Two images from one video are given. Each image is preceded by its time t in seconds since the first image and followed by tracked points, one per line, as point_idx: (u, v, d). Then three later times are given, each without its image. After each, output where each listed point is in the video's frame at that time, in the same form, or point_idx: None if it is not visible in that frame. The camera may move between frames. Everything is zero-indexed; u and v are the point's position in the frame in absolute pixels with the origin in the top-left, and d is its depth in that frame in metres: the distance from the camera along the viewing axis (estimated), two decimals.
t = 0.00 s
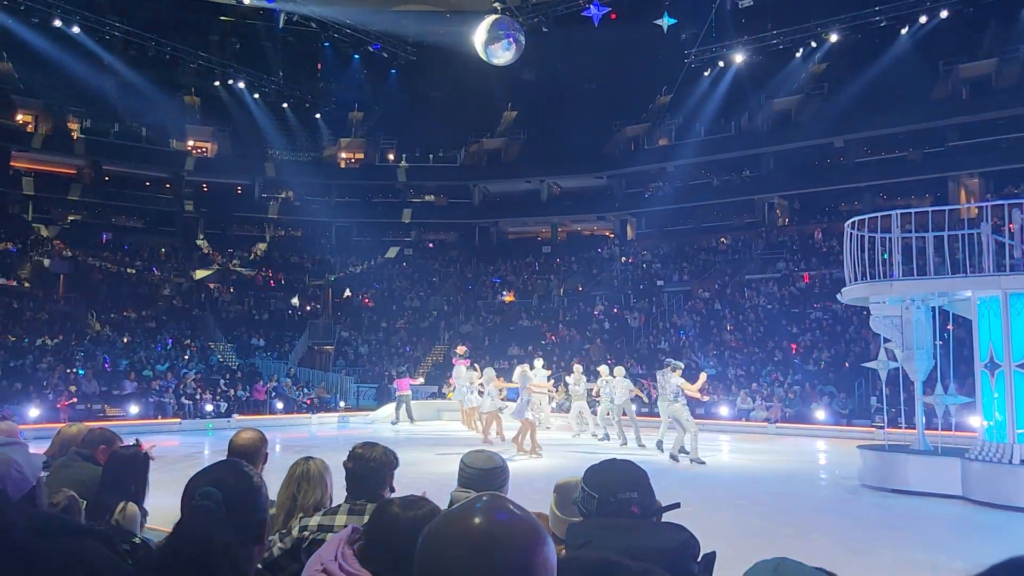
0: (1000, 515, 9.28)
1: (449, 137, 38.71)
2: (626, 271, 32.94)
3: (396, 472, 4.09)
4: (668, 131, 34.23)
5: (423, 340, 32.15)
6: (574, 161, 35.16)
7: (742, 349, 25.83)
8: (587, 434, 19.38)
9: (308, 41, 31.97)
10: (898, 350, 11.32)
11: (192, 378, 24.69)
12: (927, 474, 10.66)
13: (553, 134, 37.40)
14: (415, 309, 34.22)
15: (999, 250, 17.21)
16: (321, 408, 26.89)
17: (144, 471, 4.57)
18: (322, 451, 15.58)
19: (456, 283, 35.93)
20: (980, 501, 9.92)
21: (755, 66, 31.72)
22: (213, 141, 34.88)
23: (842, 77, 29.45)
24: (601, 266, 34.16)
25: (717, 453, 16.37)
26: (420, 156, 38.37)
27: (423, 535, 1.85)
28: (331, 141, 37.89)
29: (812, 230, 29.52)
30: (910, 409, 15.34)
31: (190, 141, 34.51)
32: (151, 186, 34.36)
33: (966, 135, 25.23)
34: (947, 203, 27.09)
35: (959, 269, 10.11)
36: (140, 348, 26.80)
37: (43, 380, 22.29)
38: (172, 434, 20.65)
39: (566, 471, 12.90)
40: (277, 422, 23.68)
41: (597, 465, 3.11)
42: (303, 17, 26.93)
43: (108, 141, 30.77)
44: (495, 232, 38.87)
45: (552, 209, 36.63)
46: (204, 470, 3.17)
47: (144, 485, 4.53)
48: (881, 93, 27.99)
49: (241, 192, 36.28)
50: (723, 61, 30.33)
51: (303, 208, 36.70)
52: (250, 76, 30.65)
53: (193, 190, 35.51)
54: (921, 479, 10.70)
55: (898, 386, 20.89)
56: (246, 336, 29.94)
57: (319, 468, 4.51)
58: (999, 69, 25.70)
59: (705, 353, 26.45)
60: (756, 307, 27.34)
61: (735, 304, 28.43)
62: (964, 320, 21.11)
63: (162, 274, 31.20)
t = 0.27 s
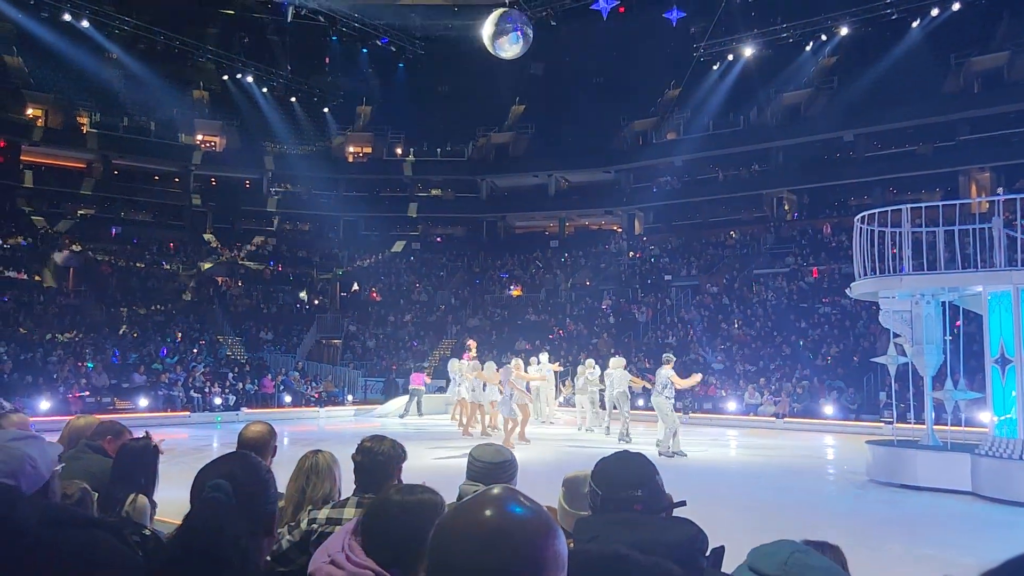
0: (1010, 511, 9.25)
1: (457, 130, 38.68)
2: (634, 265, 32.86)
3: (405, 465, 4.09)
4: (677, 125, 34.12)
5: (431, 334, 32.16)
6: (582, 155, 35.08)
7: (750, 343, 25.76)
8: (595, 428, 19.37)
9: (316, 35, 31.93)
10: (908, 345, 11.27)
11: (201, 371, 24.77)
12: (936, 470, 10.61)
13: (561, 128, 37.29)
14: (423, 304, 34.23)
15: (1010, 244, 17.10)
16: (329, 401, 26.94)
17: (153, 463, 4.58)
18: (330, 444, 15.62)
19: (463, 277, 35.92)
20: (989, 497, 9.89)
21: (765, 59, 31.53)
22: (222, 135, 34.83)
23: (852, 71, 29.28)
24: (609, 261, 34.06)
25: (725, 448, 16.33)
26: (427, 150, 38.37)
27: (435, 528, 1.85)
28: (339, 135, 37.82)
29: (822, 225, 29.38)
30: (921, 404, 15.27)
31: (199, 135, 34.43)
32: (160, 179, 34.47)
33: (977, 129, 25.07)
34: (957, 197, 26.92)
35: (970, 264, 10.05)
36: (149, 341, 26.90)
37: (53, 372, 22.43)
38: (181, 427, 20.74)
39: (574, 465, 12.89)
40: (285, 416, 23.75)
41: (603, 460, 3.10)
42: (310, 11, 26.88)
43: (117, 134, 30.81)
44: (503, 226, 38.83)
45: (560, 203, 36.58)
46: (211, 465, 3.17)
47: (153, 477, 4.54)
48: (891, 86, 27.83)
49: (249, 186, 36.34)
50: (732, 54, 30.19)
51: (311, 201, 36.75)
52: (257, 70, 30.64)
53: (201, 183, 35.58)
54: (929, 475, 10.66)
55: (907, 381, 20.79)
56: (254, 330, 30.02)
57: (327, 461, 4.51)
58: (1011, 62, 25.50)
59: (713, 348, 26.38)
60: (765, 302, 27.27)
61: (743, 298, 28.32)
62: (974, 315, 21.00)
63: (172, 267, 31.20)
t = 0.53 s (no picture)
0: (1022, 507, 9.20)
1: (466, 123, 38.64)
2: (643, 259, 32.76)
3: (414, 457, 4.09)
4: (687, 118, 33.99)
5: (440, 327, 32.18)
6: (591, 149, 34.98)
7: (760, 338, 25.67)
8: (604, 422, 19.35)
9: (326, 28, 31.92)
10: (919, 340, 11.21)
11: (212, 364, 24.88)
12: (946, 465, 10.57)
13: (571, 121, 37.18)
14: (432, 297, 34.25)
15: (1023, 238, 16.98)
16: (339, 394, 27.02)
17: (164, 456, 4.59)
18: (340, 436, 15.67)
19: (472, 271, 35.92)
20: (1001, 493, 9.85)
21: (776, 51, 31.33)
22: (233, 128, 34.16)
23: (864, 64, 29.09)
24: (619, 255, 33.95)
25: (734, 442, 16.31)
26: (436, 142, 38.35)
27: (448, 521, 1.84)
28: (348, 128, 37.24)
29: (832, 218, 29.25)
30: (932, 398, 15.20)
31: (209, 128, 33.90)
32: (170, 172, 34.56)
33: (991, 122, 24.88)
34: (970, 190, 26.74)
35: (982, 259, 9.97)
36: (160, 333, 27.03)
37: (65, 363, 22.59)
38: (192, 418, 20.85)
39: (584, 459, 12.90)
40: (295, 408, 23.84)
41: (613, 454, 3.08)
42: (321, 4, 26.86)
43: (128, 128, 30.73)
44: (512, 219, 38.78)
45: (569, 196, 36.53)
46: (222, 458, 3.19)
47: (165, 470, 4.55)
48: (904, 79, 27.64)
49: (259, 179, 36.42)
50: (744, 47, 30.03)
51: (320, 194, 36.79)
52: (268, 63, 30.65)
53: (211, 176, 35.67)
54: (940, 470, 10.61)
55: (918, 376, 20.70)
56: (265, 322, 30.12)
57: (337, 454, 4.52)
58: None
59: (722, 342, 26.32)
60: (775, 296, 27.18)
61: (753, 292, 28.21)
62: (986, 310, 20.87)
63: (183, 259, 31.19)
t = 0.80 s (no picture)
0: None
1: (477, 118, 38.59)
2: (654, 255, 32.64)
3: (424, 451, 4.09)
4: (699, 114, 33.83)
5: (450, 322, 32.18)
6: (602, 145, 34.88)
7: (772, 335, 25.57)
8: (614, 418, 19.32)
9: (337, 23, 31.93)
10: (932, 337, 11.14)
11: (223, 358, 24.99)
12: (958, 463, 10.50)
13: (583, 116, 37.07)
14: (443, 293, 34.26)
15: None
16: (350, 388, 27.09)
17: (176, 450, 4.61)
18: (351, 431, 15.71)
19: (483, 266, 35.90)
20: (1013, 492, 9.79)
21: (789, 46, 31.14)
22: (245, 123, 34.61)
23: (878, 59, 28.89)
24: (630, 251, 33.79)
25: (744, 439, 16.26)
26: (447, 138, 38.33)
27: (457, 518, 1.84)
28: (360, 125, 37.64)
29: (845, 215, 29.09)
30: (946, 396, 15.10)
31: (222, 122, 34.29)
32: (183, 167, 34.71)
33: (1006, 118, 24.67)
34: (984, 187, 26.53)
35: (996, 256, 9.90)
36: (172, 327, 27.17)
37: (78, 357, 22.77)
38: (204, 412, 20.95)
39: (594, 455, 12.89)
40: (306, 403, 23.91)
41: (624, 449, 3.07)
42: None
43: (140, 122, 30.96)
44: (523, 215, 38.71)
45: (580, 192, 36.43)
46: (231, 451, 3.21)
47: (176, 463, 4.57)
48: (918, 75, 27.44)
49: (270, 174, 36.51)
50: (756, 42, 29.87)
51: (332, 189, 36.84)
52: (279, 58, 30.69)
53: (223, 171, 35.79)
54: (952, 468, 10.54)
55: (931, 374, 20.57)
56: (276, 317, 30.23)
57: (347, 448, 4.51)
58: None
59: (733, 339, 26.23)
60: (787, 293, 27.07)
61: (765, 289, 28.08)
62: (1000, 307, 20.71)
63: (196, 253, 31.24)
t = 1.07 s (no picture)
0: None
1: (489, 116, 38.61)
2: (666, 254, 32.53)
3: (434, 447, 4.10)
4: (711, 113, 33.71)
5: (461, 320, 32.22)
6: (614, 143, 34.82)
7: (783, 334, 25.48)
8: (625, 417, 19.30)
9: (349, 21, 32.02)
10: (945, 337, 11.07)
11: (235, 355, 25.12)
12: (971, 464, 10.44)
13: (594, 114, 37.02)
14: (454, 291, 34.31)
15: None
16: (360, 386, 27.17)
17: (188, 445, 4.64)
18: (362, 428, 15.78)
19: (494, 264, 35.92)
20: None
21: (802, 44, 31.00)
22: (257, 120, 35.87)
23: (892, 57, 28.71)
24: (641, 249, 33.66)
25: (754, 438, 16.22)
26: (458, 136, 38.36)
27: (471, 516, 1.84)
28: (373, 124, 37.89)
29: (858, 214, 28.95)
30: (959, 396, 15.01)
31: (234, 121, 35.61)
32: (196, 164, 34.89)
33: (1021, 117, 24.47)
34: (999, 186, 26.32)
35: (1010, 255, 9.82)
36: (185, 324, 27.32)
37: (91, 352, 22.97)
38: (216, 409, 21.07)
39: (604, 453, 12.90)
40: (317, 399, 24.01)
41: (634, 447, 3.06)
42: None
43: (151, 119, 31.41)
44: (534, 213, 38.70)
45: (591, 190, 36.39)
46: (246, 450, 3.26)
47: (189, 458, 4.60)
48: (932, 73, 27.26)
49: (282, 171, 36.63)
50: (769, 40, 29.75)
51: (343, 187, 36.90)
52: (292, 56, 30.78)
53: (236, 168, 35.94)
54: (964, 468, 10.48)
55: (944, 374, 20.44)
56: (288, 314, 30.35)
57: (358, 444, 4.53)
58: None
59: (744, 337, 26.17)
60: (799, 292, 26.97)
61: (776, 288, 27.98)
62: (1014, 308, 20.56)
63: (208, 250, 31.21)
